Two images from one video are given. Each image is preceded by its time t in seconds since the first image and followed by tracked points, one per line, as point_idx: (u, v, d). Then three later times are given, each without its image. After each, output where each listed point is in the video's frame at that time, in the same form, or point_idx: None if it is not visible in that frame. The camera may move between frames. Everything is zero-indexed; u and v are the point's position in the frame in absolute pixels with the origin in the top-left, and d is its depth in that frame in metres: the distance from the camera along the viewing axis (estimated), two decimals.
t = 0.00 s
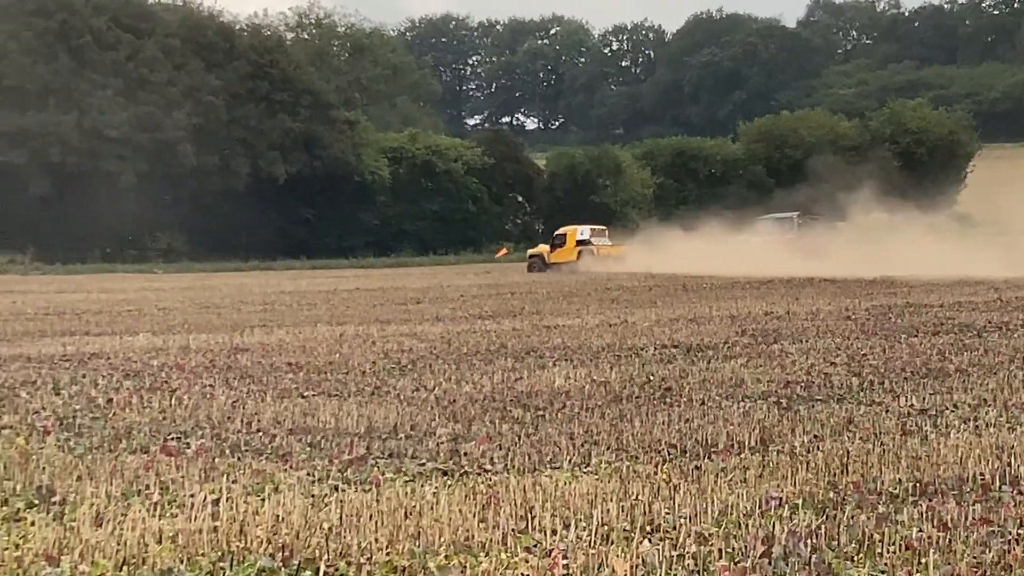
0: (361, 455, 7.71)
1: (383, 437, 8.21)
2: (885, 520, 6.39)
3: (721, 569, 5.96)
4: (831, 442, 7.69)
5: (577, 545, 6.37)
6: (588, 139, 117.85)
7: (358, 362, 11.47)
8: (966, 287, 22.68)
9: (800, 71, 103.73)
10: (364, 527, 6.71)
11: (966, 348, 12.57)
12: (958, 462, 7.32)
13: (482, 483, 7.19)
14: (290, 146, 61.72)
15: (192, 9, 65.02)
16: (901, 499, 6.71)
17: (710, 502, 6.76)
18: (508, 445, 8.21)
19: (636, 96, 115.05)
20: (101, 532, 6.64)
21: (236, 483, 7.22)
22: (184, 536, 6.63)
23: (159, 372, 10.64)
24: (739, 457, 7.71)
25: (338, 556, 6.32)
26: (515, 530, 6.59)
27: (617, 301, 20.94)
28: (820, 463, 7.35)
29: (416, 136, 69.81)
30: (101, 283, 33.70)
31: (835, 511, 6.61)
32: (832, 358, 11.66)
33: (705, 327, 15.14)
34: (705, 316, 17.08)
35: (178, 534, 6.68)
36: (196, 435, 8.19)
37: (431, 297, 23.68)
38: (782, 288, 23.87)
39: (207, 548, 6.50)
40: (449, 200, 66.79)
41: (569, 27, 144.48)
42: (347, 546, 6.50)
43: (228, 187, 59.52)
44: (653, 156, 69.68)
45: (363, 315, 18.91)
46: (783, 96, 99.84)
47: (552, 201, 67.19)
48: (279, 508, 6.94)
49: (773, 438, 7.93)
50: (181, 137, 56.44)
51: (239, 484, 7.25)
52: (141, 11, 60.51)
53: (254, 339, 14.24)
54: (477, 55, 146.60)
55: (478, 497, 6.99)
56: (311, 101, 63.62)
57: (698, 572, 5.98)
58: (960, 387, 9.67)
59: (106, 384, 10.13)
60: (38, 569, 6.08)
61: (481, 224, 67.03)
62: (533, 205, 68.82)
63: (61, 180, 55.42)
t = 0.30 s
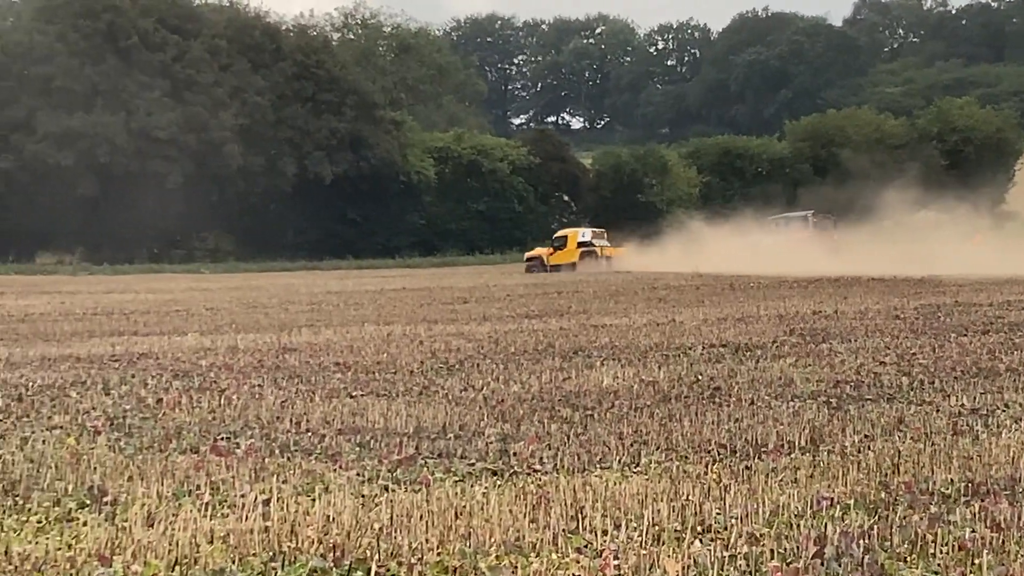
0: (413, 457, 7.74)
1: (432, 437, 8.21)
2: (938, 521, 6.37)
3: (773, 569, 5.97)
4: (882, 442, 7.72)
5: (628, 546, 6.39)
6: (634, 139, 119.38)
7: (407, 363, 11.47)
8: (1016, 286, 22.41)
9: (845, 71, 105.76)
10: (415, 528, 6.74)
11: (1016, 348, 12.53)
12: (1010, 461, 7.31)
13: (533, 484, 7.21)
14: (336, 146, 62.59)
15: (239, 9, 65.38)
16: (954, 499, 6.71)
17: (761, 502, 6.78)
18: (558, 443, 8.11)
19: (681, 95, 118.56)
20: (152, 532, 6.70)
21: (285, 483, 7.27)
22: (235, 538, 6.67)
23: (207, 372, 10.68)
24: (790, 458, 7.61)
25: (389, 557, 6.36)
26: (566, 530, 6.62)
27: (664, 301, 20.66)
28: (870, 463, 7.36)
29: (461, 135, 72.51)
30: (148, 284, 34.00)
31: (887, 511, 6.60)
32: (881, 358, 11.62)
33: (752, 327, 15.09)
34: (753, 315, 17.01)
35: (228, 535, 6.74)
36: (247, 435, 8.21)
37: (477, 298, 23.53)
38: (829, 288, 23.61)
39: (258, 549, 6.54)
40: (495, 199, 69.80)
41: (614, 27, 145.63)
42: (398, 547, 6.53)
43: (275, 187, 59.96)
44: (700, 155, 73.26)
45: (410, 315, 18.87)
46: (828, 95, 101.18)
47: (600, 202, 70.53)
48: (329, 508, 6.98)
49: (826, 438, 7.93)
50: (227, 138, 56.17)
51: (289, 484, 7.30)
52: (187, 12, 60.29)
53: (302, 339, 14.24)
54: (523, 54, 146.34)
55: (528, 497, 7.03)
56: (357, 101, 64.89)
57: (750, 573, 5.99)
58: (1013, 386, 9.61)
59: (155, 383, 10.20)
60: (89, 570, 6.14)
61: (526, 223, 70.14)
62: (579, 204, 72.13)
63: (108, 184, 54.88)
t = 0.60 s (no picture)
0: (459, 457, 7.84)
1: (478, 437, 8.26)
2: (985, 523, 6.42)
3: (823, 571, 5.98)
4: (928, 443, 7.84)
5: (675, 547, 6.45)
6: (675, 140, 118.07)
7: (450, 364, 11.67)
8: None
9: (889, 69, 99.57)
10: (462, 529, 6.81)
11: None
12: None
13: (578, 485, 7.31)
14: (376, 146, 61.74)
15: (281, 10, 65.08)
16: (1001, 502, 6.77)
17: (808, 504, 6.87)
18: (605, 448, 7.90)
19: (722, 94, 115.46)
20: (199, 533, 6.75)
21: (331, 485, 7.38)
22: (281, 539, 6.73)
23: (251, 373, 10.87)
24: (836, 459, 7.56)
25: (437, 559, 6.41)
26: (612, 532, 6.69)
27: (706, 301, 20.92)
28: (917, 464, 7.44)
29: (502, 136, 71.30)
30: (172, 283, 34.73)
31: (935, 513, 6.66)
32: (926, 358, 11.82)
33: (795, 327, 15.32)
34: (796, 316, 17.16)
35: (275, 535, 6.80)
36: (291, 437, 8.28)
37: (518, 297, 23.83)
38: (872, 287, 23.79)
39: (305, 550, 6.59)
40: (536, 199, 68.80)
41: (654, 27, 143.90)
42: (445, 549, 6.58)
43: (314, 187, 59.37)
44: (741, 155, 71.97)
45: (452, 315, 19.07)
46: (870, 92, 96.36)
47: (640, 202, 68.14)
48: (375, 510, 7.05)
49: (870, 439, 8.03)
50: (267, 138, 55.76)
51: (334, 486, 7.41)
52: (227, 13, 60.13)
53: (344, 340, 14.48)
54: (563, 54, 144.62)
55: (574, 498, 7.11)
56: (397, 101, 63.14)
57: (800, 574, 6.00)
58: None
59: (199, 385, 10.42)
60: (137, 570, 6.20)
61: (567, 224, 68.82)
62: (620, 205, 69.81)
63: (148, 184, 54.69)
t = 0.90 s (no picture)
0: (499, 458, 7.90)
1: (517, 438, 8.30)
2: None
3: (866, 571, 6.00)
4: (969, 444, 7.91)
5: (716, 549, 6.49)
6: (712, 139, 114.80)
7: (489, 365, 11.73)
8: None
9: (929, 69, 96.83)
10: (504, 530, 6.87)
11: None
12: None
13: (619, 486, 7.38)
14: (414, 148, 62.42)
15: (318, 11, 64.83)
16: None
17: (850, 505, 6.93)
18: (644, 446, 7.99)
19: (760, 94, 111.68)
20: (242, 535, 6.80)
21: (373, 485, 7.43)
22: (322, 540, 6.78)
23: (291, 374, 10.96)
24: (877, 460, 7.60)
25: (478, 560, 6.45)
26: (653, 533, 6.75)
27: (744, 301, 21.14)
28: (958, 465, 7.51)
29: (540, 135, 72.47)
30: (190, 284, 35.53)
31: (976, 513, 6.73)
32: (965, 358, 11.89)
33: (835, 327, 15.47)
34: (835, 316, 17.27)
35: (317, 536, 6.84)
36: (333, 438, 8.32)
37: (557, 298, 23.98)
38: (909, 288, 23.80)
39: (347, 550, 6.63)
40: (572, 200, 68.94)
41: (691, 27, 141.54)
42: (486, 549, 6.63)
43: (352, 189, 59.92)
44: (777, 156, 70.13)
45: (490, 315, 19.18)
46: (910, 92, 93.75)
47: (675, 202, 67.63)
48: (417, 510, 7.12)
49: (910, 440, 8.08)
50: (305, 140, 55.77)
51: (374, 486, 7.49)
52: (264, 15, 59.82)
53: (382, 340, 14.59)
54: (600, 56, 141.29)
55: (615, 500, 7.18)
56: (435, 102, 64.20)
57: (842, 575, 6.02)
58: None
59: (239, 386, 10.49)
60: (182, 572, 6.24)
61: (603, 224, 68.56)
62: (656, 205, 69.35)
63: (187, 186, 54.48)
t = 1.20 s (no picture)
0: (536, 459, 7.92)
1: (553, 440, 8.31)
2: None
3: (905, 572, 5.99)
4: (1009, 445, 7.91)
5: (754, 549, 6.49)
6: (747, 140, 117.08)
7: (526, 365, 11.80)
8: None
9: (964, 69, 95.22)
10: (542, 530, 6.88)
11: None
12: None
13: (655, 487, 7.38)
14: (450, 149, 61.39)
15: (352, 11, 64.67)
16: None
17: (888, 507, 6.94)
18: (680, 447, 8.02)
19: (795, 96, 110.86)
20: (278, 536, 6.80)
21: (409, 487, 7.45)
22: (358, 541, 6.78)
23: (326, 375, 10.92)
24: (914, 462, 7.63)
25: (515, 561, 6.45)
26: (691, 535, 6.74)
27: (780, 301, 21.33)
28: (997, 467, 7.52)
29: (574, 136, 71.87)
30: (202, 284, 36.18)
31: (1015, 515, 6.73)
32: (1002, 358, 11.98)
33: (871, 327, 15.58)
34: (870, 316, 17.37)
35: (354, 538, 6.84)
36: (369, 440, 8.33)
37: (594, 297, 24.26)
38: (945, 288, 23.90)
39: (384, 553, 6.62)
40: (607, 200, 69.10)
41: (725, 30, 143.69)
42: (523, 551, 6.63)
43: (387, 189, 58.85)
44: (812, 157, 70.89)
45: (526, 314, 19.36)
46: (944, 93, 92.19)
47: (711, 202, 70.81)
48: (454, 511, 7.13)
49: (949, 442, 8.10)
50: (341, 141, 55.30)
51: (412, 487, 7.50)
52: (299, 16, 59.61)
53: (419, 341, 14.67)
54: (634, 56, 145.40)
55: (651, 501, 7.19)
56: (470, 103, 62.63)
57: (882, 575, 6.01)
58: None
59: (274, 388, 10.47)
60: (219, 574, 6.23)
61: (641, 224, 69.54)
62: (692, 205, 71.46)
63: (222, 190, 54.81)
